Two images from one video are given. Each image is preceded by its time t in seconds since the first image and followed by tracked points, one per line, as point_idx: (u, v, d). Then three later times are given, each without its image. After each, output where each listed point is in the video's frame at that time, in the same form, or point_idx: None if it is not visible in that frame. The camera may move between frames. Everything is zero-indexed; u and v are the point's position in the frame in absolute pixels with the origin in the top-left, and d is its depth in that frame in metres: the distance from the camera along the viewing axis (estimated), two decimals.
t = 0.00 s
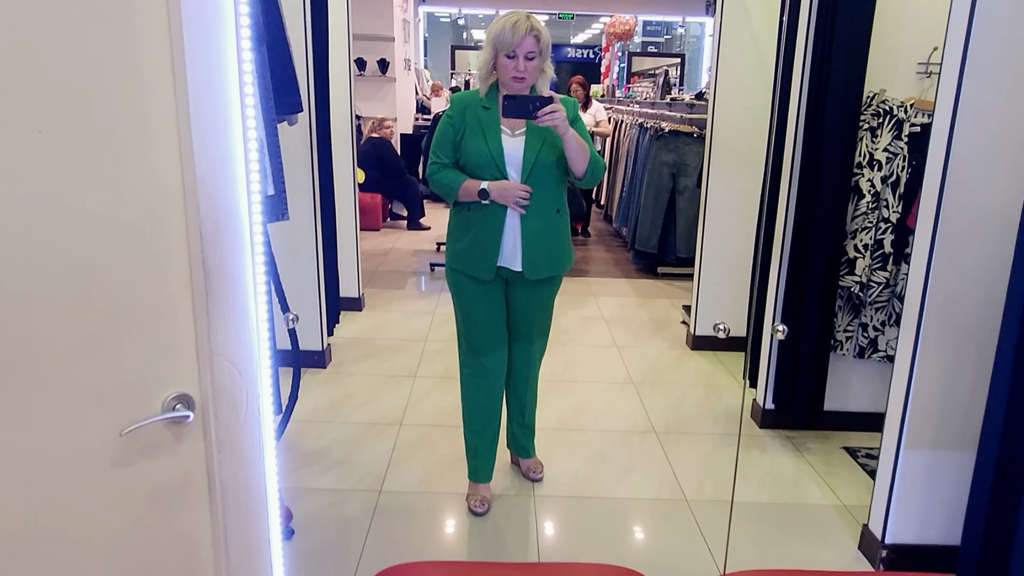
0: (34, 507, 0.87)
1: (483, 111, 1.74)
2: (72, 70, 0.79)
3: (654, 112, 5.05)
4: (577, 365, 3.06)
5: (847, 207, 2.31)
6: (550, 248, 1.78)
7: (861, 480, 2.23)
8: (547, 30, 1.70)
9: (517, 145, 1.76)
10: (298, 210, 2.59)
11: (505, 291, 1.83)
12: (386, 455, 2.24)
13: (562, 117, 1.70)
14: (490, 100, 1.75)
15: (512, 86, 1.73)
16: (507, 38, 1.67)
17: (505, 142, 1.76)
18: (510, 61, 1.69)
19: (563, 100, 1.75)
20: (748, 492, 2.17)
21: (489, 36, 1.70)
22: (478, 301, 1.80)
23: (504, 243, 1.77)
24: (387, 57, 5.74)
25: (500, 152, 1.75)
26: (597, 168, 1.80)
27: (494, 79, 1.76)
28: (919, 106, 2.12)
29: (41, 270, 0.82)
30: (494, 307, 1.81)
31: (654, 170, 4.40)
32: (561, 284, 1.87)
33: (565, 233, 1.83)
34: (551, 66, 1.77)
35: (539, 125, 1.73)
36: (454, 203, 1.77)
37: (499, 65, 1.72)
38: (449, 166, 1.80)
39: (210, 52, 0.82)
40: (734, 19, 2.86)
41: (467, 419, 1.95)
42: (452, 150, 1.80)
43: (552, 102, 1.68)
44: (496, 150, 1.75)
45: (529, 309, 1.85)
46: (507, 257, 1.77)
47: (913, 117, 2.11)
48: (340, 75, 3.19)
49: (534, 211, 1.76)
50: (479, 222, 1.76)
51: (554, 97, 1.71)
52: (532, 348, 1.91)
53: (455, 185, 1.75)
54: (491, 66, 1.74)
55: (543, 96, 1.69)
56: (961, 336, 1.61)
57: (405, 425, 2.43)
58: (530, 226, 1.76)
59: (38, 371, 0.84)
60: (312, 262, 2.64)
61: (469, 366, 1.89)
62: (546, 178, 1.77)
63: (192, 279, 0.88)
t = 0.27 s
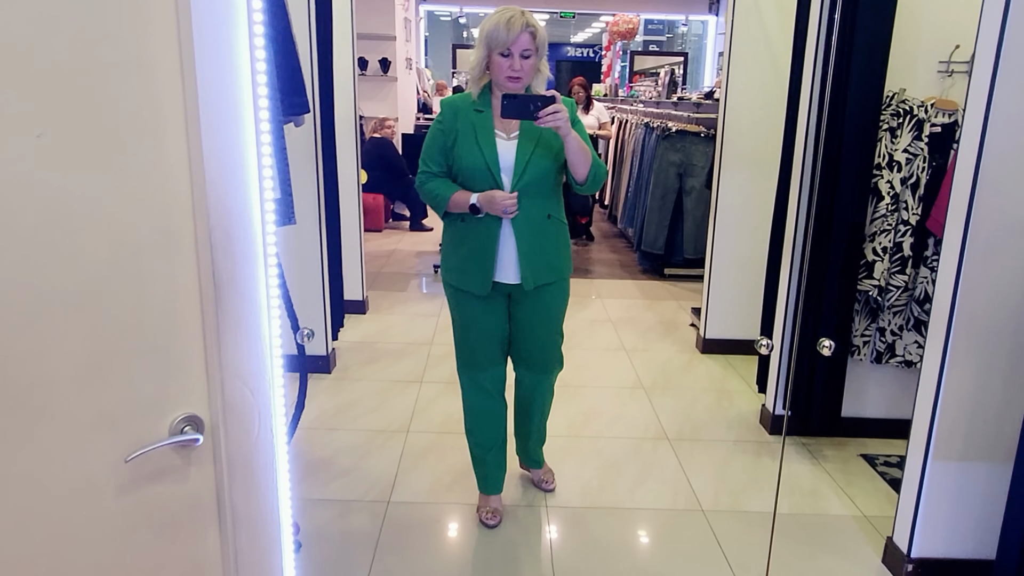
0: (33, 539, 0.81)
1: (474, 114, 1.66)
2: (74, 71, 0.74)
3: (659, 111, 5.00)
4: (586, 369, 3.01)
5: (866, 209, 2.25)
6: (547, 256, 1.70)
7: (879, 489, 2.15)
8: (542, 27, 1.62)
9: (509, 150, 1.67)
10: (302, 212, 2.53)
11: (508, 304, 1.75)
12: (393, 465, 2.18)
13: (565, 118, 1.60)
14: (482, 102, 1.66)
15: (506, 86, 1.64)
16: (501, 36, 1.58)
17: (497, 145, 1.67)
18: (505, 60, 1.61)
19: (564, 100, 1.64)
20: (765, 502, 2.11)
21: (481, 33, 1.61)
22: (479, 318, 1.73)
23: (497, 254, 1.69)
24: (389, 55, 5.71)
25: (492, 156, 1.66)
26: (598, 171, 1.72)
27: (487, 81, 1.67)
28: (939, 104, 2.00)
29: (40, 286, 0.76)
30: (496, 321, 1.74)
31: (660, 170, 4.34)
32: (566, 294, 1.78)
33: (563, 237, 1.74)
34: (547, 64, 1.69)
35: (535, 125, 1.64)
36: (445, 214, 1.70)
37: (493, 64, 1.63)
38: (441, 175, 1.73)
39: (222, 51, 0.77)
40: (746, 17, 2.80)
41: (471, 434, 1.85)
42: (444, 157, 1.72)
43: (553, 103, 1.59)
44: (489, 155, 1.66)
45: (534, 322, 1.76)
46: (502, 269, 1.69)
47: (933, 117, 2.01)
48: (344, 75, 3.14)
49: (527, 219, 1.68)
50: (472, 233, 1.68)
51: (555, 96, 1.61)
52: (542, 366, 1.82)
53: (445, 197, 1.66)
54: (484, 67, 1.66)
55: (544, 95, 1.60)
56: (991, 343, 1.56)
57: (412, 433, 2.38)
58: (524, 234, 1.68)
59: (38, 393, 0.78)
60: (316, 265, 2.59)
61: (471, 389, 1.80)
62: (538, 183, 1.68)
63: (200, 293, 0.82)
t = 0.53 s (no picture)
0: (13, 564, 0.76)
1: (468, 114, 1.57)
2: (56, 71, 0.69)
3: (662, 111, 4.96)
4: (589, 373, 2.97)
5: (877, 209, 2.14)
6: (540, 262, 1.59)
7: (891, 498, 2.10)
8: (542, 20, 1.51)
9: (502, 152, 1.57)
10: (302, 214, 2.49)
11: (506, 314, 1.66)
12: (394, 473, 2.14)
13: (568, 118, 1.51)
14: (476, 101, 1.58)
15: (503, 83, 1.56)
16: (497, 31, 1.48)
17: (493, 147, 1.58)
18: (502, 56, 1.52)
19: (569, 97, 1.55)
20: (774, 510, 2.07)
21: (477, 27, 1.52)
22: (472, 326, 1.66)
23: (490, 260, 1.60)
24: (389, 55, 5.66)
25: (484, 159, 1.57)
26: (600, 176, 1.63)
27: (483, 76, 1.59)
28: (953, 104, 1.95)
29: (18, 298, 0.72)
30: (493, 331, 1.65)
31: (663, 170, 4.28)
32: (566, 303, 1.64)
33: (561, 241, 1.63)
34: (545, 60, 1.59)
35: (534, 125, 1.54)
36: (435, 222, 1.63)
37: (489, 60, 1.55)
38: (433, 178, 1.65)
39: (215, 51, 0.73)
40: (753, 15, 2.76)
41: (475, 442, 1.79)
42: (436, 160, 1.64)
43: (556, 102, 1.50)
44: (481, 158, 1.57)
45: (532, 332, 1.64)
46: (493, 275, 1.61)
47: (946, 116, 1.98)
48: (343, 74, 3.09)
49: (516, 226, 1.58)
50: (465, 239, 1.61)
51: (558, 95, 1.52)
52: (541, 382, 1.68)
53: (438, 205, 1.60)
54: (479, 62, 1.57)
55: (545, 94, 1.51)
56: (1010, 351, 1.51)
57: (414, 439, 2.33)
58: (514, 241, 1.58)
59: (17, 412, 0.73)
60: (315, 266, 2.55)
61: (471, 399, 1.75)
62: (530, 186, 1.57)
63: (190, 308, 0.77)
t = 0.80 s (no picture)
0: None
1: (468, 113, 1.45)
2: (28, 61, 0.64)
3: (664, 110, 4.91)
4: (593, 376, 2.91)
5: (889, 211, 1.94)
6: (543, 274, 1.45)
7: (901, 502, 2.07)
8: (545, 10, 1.39)
9: (503, 156, 1.44)
10: (300, 214, 2.44)
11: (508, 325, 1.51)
12: (394, 478, 2.08)
13: (574, 118, 1.37)
14: (479, 99, 1.45)
15: (505, 79, 1.43)
16: (495, 23, 1.37)
17: (495, 149, 1.45)
18: (502, 49, 1.39)
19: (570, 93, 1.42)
20: (784, 518, 2.02)
21: (475, 18, 1.40)
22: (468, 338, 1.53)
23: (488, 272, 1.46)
24: (389, 53, 5.61)
25: (485, 164, 1.43)
26: (611, 180, 1.47)
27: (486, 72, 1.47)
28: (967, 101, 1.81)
29: None
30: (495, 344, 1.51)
31: (667, 170, 4.22)
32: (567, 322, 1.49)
33: (568, 252, 1.49)
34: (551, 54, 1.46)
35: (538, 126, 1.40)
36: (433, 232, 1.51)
37: (489, 54, 1.42)
38: (435, 183, 1.52)
39: (199, 50, 0.70)
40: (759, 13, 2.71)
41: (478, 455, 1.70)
42: (437, 163, 1.51)
43: (561, 101, 1.36)
44: (482, 163, 1.43)
45: (528, 349, 1.48)
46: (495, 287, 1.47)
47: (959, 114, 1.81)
48: (342, 72, 3.04)
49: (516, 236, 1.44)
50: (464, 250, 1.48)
51: (564, 95, 1.38)
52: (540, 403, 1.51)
53: (433, 216, 1.48)
54: (479, 58, 1.44)
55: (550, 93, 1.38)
56: None
57: (414, 444, 2.27)
58: (515, 251, 1.44)
59: None
60: (314, 265, 2.50)
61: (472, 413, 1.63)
62: (533, 193, 1.44)
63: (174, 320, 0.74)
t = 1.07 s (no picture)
0: None
1: (479, 119, 1.36)
2: None
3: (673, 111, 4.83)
4: (601, 385, 2.84)
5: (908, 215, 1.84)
6: (558, 299, 1.35)
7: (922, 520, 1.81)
8: (561, 5, 1.29)
9: (517, 167, 1.35)
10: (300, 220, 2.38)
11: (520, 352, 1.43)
12: (395, 493, 2.01)
13: (592, 125, 1.24)
14: (489, 104, 1.36)
15: (517, 82, 1.33)
16: (506, 19, 1.27)
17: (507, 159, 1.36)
18: (514, 48, 1.30)
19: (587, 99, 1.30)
20: (799, 536, 1.94)
21: (486, 14, 1.31)
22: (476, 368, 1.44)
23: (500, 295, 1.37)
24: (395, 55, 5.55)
25: (497, 175, 1.34)
26: (634, 196, 1.35)
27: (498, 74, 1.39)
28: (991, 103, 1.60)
29: None
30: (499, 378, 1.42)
31: (676, 172, 4.12)
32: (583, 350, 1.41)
33: (585, 274, 1.39)
34: (570, 56, 1.37)
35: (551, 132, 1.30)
36: (428, 238, 1.43)
37: (500, 54, 1.33)
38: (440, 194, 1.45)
39: (161, 73, 0.68)
40: (773, 12, 2.64)
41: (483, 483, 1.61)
42: (439, 171, 1.44)
43: (576, 104, 1.24)
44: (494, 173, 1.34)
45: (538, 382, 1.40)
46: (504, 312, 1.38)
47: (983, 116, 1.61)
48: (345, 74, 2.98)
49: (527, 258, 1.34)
50: (474, 268, 1.39)
51: (579, 97, 1.26)
52: (555, 435, 1.43)
53: (428, 219, 1.40)
54: (490, 58, 1.37)
55: (564, 95, 1.25)
56: None
57: (416, 457, 2.20)
58: (528, 272, 1.34)
59: None
60: (314, 270, 2.44)
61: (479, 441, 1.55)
62: (549, 209, 1.34)
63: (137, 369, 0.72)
